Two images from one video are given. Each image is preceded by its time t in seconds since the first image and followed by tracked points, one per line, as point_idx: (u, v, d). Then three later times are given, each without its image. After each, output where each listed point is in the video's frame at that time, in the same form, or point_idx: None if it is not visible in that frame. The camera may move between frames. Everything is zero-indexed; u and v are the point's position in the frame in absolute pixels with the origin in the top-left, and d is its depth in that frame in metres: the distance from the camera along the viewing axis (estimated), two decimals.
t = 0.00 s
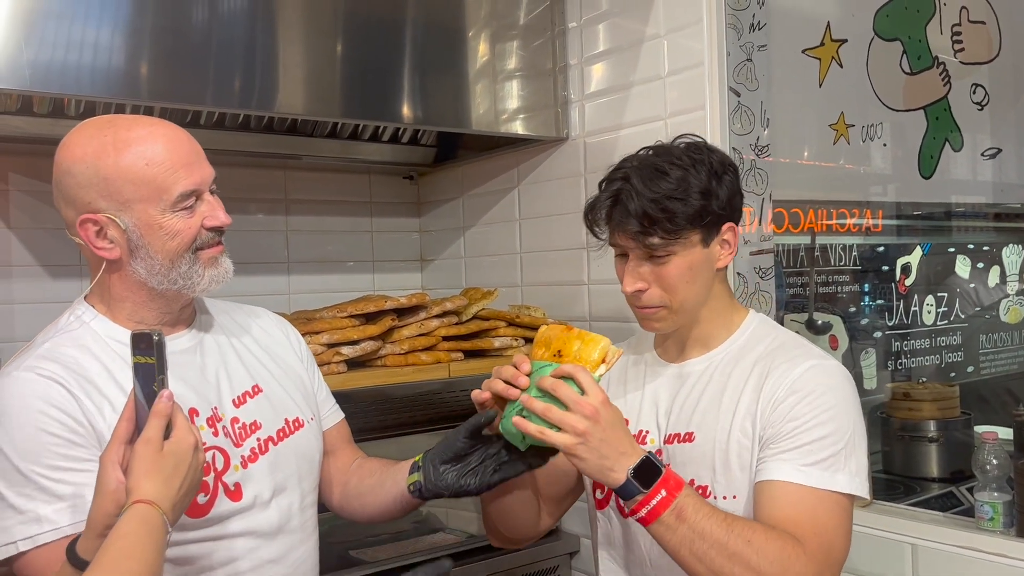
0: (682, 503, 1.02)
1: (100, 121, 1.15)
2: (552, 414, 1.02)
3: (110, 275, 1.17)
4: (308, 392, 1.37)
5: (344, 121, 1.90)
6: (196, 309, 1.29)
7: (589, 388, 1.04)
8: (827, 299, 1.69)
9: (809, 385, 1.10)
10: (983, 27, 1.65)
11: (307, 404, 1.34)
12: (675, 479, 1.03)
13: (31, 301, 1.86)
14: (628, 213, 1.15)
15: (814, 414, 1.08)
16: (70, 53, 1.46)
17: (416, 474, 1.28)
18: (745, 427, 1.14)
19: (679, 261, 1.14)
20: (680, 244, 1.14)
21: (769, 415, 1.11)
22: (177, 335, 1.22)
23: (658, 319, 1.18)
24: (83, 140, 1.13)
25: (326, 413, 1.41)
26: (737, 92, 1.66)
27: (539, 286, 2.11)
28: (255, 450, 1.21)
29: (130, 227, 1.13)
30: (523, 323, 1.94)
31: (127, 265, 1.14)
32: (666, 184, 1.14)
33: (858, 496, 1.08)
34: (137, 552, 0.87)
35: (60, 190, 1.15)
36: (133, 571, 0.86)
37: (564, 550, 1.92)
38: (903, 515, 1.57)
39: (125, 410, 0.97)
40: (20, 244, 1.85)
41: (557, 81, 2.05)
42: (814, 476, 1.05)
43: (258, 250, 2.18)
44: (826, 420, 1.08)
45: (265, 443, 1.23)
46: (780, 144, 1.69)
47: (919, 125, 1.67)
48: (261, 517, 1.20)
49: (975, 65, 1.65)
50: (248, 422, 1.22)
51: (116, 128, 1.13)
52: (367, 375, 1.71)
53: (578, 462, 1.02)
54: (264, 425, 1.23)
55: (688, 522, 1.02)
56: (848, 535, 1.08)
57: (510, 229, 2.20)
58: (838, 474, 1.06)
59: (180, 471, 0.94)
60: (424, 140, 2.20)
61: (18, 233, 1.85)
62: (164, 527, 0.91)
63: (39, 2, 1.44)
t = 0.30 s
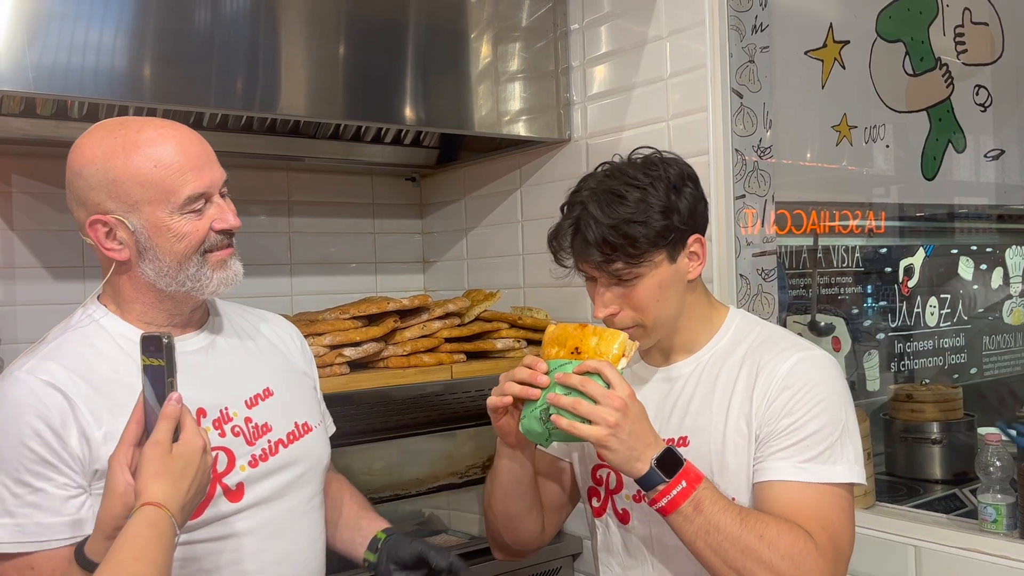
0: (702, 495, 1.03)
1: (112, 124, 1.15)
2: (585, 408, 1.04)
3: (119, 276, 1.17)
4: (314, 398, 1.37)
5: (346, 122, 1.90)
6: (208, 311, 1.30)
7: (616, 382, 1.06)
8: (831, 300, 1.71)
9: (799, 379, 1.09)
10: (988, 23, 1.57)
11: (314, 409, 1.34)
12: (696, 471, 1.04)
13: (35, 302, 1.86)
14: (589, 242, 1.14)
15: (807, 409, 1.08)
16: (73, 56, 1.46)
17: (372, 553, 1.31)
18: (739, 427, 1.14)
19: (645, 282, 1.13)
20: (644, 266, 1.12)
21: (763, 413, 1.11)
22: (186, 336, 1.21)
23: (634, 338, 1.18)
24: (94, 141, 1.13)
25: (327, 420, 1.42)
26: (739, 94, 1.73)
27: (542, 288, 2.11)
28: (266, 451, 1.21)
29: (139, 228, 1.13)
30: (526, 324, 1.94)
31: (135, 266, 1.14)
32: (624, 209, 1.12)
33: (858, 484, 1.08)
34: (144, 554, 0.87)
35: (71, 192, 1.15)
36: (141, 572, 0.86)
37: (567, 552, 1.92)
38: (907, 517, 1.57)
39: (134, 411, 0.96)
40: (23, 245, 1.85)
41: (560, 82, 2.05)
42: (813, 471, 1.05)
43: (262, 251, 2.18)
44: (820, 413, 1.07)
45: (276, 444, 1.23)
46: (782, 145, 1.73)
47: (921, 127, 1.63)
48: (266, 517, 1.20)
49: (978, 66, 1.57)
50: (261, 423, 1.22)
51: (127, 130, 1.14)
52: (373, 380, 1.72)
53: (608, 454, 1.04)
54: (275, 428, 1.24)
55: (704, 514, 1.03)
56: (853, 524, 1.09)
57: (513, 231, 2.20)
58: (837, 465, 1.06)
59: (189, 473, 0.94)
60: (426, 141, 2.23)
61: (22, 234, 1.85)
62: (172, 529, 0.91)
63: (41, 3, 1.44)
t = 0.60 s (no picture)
0: (704, 493, 1.03)
1: (130, 125, 1.15)
2: (585, 413, 1.04)
3: (129, 276, 1.17)
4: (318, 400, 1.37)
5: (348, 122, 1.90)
6: (216, 313, 1.29)
7: (617, 386, 1.05)
8: (832, 300, 1.71)
9: (791, 374, 1.10)
10: (990, 23, 1.55)
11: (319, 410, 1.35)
12: (699, 470, 1.04)
13: (36, 302, 1.86)
14: (581, 250, 1.13)
15: (800, 403, 1.08)
16: (75, 56, 1.47)
17: None
18: (732, 424, 1.13)
19: (638, 287, 1.13)
20: (637, 270, 1.12)
21: (757, 410, 1.11)
22: (195, 336, 1.22)
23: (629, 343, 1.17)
24: (110, 143, 1.13)
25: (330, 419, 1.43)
26: (741, 94, 1.73)
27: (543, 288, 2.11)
28: (274, 449, 1.22)
29: (151, 231, 1.14)
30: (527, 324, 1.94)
31: (147, 267, 1.15)
32: (613, 215, 1.11)
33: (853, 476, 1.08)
34: (158, 554, 0.87)
35: (85, 192, 1.15)
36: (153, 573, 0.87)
37: (568, 553, 1.92)
38: (907, 518, 1.58)
39: (144, 412, 0.97)
40: (24, 245, 1.85)
41: (561, 82, 2.05)
42: (809, 465, 1.05)
43: (263, 251, 2.18)
44: (814, 407, 1.07)
45: (282, 444, 1.23)
46: (784, 146, 1.74)
47: (922, 126, 1.62)
48: (268, 514, 1.20)
49: (979, 66, 1.56)
50: (267, 422, 1.22)
51: (143, 133, 1.14)
52: (374, 377, 1.71)
53: (612, 459, 1.04)
54: (281, 427, 1.24)
55: (708, 513, 1.02)
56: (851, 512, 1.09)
57: (514, 231, 2.20)
58: (832, 457, 1.06)
59: (198, 474, 0.93)
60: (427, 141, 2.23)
61: (24, 234, 1.85)
62: (182, 529, 0.91)
63: (43, 4, 1.44)
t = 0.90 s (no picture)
0: (704, 514, 1.02)
1: (122, 127, 1.16)
2: (578, 455, 0.98)
3: (125, 276, 1.17)
4: (317, 395, 1.36)
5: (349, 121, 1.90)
6: (212, 310, 1.29)
7: (607, 421, 1.00)
8: (832, 300, 1.71)
9: (784, 372, 1.09)
10: (991, 22, 1.58)
11: (316, 405, 1.34)
12: (695, 491, 1.03)
13: (37, 301, 1.86)
14: (584, 237, 1.13)
15: (795, 403, 1.07)
16: (74, 55, 1.47)
17: None
18: (727, 426, 1.13)
19: (640, 274, 1.13)
20: (639, 258, 1.13)
21: (753, 412, 1.10)
22: (196, 333, 1.23)
23: (627, 332, 1.17)
24: (104, 144, 1.14)
25: (332, 417, 1.41)
26: (742, 92, 1.72)
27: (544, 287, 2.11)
28: (268, 446, 1.21)
29: (143, 230, 1.14)
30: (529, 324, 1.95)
31: (140, 267, 1.15)
32: (616, 203, 1.11)
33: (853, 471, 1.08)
34: (166, 554, 0.88)
35: (80, 194, 1.17)
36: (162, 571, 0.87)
37: (568, 552, 1.92)
38: (908, 516, 1.58)
39: (152, 411, 0.96)
40: (25, 244, 1.85)
41: (562, 81, 2.05)
42: (809, 464, 1.05)
43: (264, 250, 2.18)
44: (809, 406, 1.07)
45: (276, 440, 1.23)
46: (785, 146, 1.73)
47: (924, 126, 1.63)
48: (267, 512, 1.20)
49: (980, 65, 1.58)
50: (261, 419, 1.22)
51: (134, 134, 1.14)
52: (375, 375, 1.71)
53: (609, 494, 1.00)
54: (276, 423, 1.24)
55: (710, 533, 1.02)
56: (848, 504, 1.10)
57: (515, 230, 2.20)
58: (832, 453, 1.06)
59: (206, 473, 0.93)
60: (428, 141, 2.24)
61: (26, 233, 1.85)
62: (191, 528, 0.91)
63: (43, 3, 1.44)
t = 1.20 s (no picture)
0: (714, 559, 1.06)
1: (116, 126, 1.17)
2: (586, 551, 1.01)
3: (122, 271, 1.18)
4: (315, 389, 1.36)
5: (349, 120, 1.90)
6: (209, 304, 1.31)
7: (607, 514, 1.01)
8: (832, 297, 1.69)
9: (783, 377, 1.08)
10: (990, 20, 1.64)
11: (313, 400, 1.34)
12: (701, 539, 1.06)
13: (37, 299, 1.86)
14: (630, 187, 1.16)
15: (797, 407, 1.06)
16: (74, 52, 1.47)
17: None
18: (725, 431, 1.11)
19: (666, 243, 1.15)
20: (671, 226, 1.15)
21: (756, 420, 1.08)
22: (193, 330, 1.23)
23: (636, 302, 1.18)
24: (98, 142, 1.15)
25: (335, 417, 1.40)
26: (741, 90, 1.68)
27: (544, 285, 2.11)
28: (257, 444, 1.21)
29: (138, 224, 1.14)
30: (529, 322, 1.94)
31: (136, 261, 1.16)
32: (667, 168, 1.15)
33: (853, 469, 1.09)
34: (172, 551, 0.88)
35: (79, 192, 1.18)
36: (164, 569, 0.87)
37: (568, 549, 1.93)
38: (907, 514, 1.58)
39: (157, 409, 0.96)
40: (25, 242, 1.85)
41: (562, 78, 2.04)
42: (819, 468, 1.04)
43: (264, 248, 2.18)
44: (810, 410, 1.07)
45: (268, 436, 1.23)
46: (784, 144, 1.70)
47: (924, 123, 1.66)
48: (268, 510, 1.20)
49: (980, 63, 1.63)
50: (253, 415, 1.22)
51: (126, 132, 1.15)
52: (375, 374, 1.72)
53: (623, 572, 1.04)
54: (268, 419, 1.24)
55: None
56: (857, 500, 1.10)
57: (514, 227, 2.20)
58: (835, 455, 1.06)
59: (211, 471, 0.93)
60: (428, 138, 2.24)
61: (26, 230, 1.85)
62: (196, 525, 0.91)
63: None
